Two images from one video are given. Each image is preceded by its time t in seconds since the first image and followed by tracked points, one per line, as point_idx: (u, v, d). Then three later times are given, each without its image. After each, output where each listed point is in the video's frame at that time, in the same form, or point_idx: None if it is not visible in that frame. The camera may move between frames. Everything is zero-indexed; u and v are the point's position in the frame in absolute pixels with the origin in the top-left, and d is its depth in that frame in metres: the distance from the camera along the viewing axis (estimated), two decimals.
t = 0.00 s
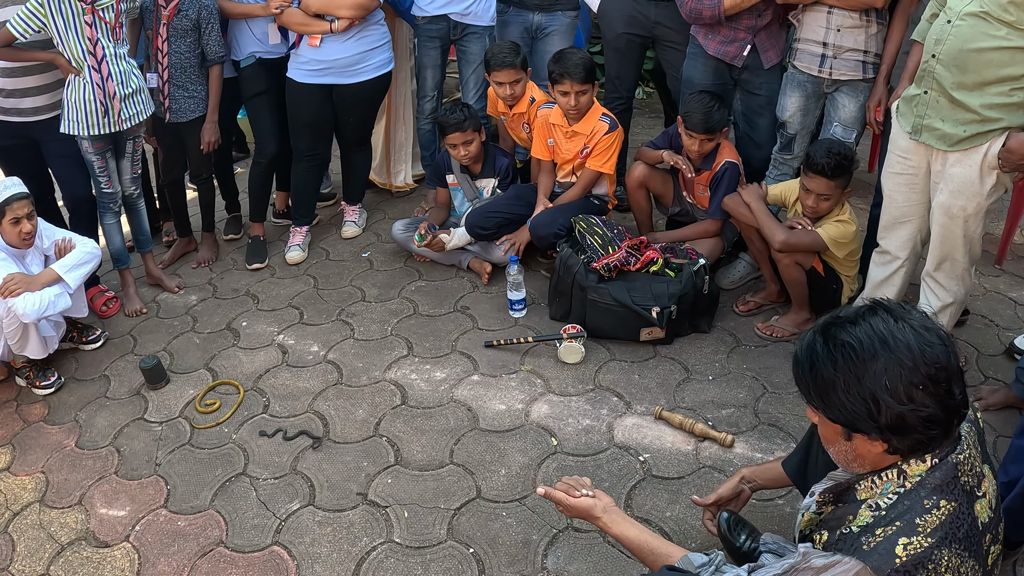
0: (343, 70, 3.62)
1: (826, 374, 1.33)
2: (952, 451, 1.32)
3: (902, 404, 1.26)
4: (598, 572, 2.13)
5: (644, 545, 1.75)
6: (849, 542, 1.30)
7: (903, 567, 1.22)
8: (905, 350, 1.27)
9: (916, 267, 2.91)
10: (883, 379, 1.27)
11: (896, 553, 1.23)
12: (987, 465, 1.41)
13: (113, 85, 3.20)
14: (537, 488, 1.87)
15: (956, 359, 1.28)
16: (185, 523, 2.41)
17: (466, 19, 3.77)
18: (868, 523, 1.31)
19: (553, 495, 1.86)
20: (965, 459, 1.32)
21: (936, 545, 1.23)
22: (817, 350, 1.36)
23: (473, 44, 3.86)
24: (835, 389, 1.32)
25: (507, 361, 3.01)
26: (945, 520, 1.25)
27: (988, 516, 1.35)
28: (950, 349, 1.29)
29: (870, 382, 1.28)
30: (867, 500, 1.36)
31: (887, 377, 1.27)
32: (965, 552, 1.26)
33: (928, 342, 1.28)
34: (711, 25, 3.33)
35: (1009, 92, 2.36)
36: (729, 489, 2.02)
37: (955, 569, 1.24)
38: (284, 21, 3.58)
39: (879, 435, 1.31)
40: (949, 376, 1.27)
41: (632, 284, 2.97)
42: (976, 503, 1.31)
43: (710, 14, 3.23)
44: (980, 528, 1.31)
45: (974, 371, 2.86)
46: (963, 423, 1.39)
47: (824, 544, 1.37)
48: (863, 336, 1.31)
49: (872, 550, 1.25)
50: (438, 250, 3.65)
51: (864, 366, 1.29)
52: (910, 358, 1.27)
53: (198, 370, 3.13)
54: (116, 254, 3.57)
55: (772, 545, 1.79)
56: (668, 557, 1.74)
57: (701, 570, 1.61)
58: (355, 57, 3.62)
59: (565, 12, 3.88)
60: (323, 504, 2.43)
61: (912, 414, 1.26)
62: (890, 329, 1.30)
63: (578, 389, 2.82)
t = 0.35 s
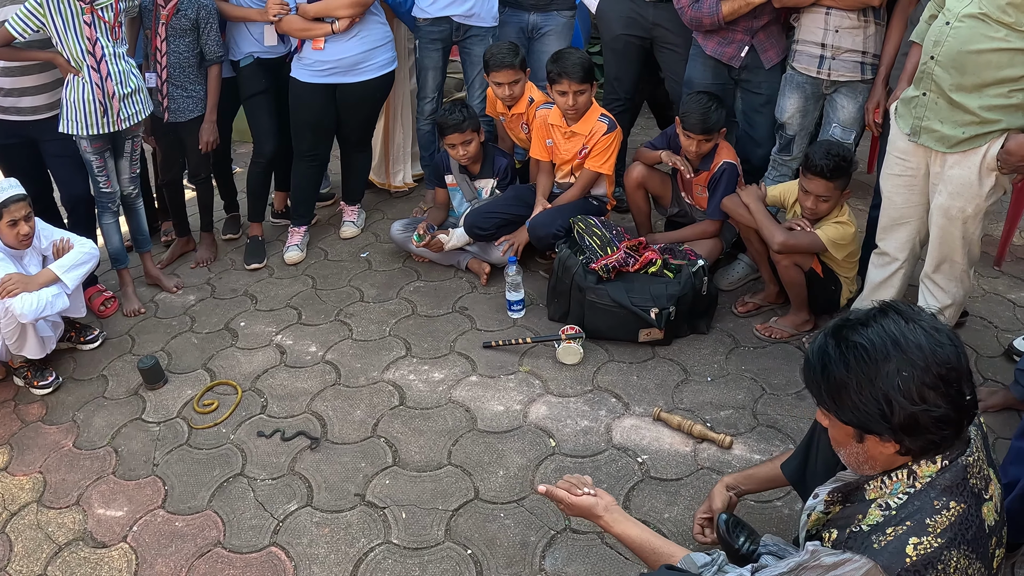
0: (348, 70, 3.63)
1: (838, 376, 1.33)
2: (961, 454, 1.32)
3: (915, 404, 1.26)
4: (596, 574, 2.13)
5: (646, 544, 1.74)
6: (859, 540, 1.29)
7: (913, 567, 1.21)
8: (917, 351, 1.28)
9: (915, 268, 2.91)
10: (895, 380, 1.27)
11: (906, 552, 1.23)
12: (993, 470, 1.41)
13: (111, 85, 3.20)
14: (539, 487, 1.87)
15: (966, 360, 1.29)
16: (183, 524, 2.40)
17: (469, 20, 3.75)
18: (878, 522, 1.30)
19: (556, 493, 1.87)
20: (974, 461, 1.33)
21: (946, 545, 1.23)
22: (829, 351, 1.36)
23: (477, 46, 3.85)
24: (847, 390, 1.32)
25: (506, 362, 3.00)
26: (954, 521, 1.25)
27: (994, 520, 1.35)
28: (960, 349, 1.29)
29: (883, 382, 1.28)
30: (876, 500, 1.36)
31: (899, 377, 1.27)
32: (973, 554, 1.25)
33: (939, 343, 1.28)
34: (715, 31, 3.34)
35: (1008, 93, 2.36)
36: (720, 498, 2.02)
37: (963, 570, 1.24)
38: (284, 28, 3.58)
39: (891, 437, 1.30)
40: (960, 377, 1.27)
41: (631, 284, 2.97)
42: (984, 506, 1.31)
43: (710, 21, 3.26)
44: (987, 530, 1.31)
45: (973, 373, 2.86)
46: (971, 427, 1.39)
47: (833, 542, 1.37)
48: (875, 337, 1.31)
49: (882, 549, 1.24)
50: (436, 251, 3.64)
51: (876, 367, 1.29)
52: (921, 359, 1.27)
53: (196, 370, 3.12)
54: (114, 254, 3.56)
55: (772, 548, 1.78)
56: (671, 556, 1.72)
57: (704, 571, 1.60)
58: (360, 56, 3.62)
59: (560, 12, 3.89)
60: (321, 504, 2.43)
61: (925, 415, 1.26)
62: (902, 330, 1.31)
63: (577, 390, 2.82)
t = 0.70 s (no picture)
0: (351, 68, 3.62)
1: (856, 368, 1.33)
2: (972, 451, 1.33)
3: (932, 397, 1.26)
4: (594, 573, 2.13)
5: (649, 543, 1.73)
6: (872, 534, 1.29)
7: (925, 561, 1.21)
8: (935, 345, 1.28)
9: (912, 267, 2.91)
10: (913, 372, 1.27)
11: (918, 547, 1.23)
12: (999, 469, 1.42)
13: (108, 83, 3.18)
14: (540, 485, 1.87)
15: (982, 355, 1.29)
16: (180, 524, 2.40)
17: (472, 20, 3.74)
18: (890, 516, 1.30)
19: (558, 491, 1.87)
20: (984, 459, 1.33)
21: (957, 541, 1.23)
22: (848, 343, 1.36)
23: (477, 45, 3.83)
24: (865, 382, 1.32)
25: (504, 360, 3.00)
26: (965, 517, 1.25)
27: (1001, 518, 1.35)
28: (977, 345, 1.30)
29: (901, 374, 1.28)
30: (888, 495, 1.36)
31: (917, 370, 1.27)
32: (982, 550, 1.26)
33: (957, 338, 1.29)
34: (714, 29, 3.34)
35: (1006, 92, 2.36)
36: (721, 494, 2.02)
37: (973, 567, 1.24)
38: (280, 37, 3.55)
39: (906, 430, 1.30)
40: (976, 371, 1.27)
41: (629, 283, 2.96)
42: (992, 503, 1.31)
43: (707, 21, 3.27)
44: (995, 528, 1.31)
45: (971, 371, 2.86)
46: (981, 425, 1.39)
47: (845, 536, 1.37)
48: (894, 330, 1.31)
49: (896, 542, 1.25)
50: (433, 249, 3.63)
51: (894, 359, 1.29)
52: (940, 352, 1.27)
53: (193, 369, 3.12)
54: (111, 253, 3.54)
55: (773, 545, 1.77)
56: (674, 555, 1.71)
57: (708, 569, 1.57)
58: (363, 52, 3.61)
59: (551, 10, 3.87)
60: (319, 504, 2.42)
61: (941, 408, 1.26)
62: (920, 324, 1.31)
63: (575, 389, 2.81)
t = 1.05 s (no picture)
0: (349, 66, 3.60)
1: (855, 367, 1.32)
2: (971, 452, 1.31)
3: (932, 397, 1.24)
4: (589, 574, 2.11)
5: (644, 543, 1.71)
6: (870, 536, 1.27)
7: (924, 564, 1.19)
8: (935, 344, 1.27)
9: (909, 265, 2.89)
10: (913, 372, 1.26)
11: (917, 549, 1.20)
12: (999, 471, 1.40)
13: (101, 82, 3.16)
14: (534, 485, 1.85)
15: (983, 355, 1.28)
16: (172, 524, 2.38)
17: (470, 19, 3.72)
18: (888, 517, 1.28)
19: (551, 490, 1.85)
20: (983, 460, 1.31)
21: (956, 543, 1.21)
22: (847, 342, 1.35)
23: (474, 44, 3.81)
24: (864, 382, 1.31)
25: (498, 359, 2.98)
26: (964, 520, 1.23)
27: (1000, 521, 1.33)
28: (977, 344, 1.29)
29: (901, 374, 1.27)
30: (886, 496, 1.34)
31: (918, 369, 1.26)
32: (980, 553, 1.24)
33: (957, 337, 1.28)
34: (695, 28, 3.32)
35: (1003, 89, 2.34)
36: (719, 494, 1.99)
37: (971, 570, 1.22)
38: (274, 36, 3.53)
39: (906, 430, 1.29)
40: (977, 371, 1.26)
41: (623, 282, 2.95)
42: (991, 505, 1.30)
43: (693, 20, 3.25)
44: (994, 531, 1.29)
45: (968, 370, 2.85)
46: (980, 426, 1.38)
47: (842, 537, 1.34)
48: (894, 329, 1.30)
49: (893, 544, 1.22)
50: (427, 248, 3.62)
51: (895, 358, 1.28)
52: (940, 352, 1.26)
53: (186, 368, 3.10)
54: (105, 252, 3.52)
55: (771, 545, 1.73)
56: (670, 556, 1.68)
57: (704, 570, 1.56)
58: (360, 51, 3.59)
59: (545, 11, 3.85)
60: (312, 504, 2.41)
61: (942, 408, 1.24)
62: (921, 323, 1.30)
63: (570, 388, 2.80)
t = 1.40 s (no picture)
0: (344, 64, 3.59)
1: (850, 368, 1.30)
2: (967, 453, 1.29)
3: (927, 398, 1.23)
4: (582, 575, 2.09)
5: (636, 545, 1.69)
6: (864, 539, 1.24)
7: (919, 567, 1.16)
8: (930, 345, 1.25)
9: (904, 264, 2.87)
10: (909, 373, 1.25)
11: (912, 552, 1.18)
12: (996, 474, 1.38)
13: (93, 80, 3.15)
14: (526, 485, 1.83)
15: (978, 356, 1.27)
16: (163, 525, 2.36)
17: (464, 16, 3.69)
18: (883, 520, 1.25)
19: (542, 490, 1.83)
20: (980, 462, 1.30)
21: (952, 546, 1.19)
22: (841, 343, 1.33)
23: (468, 42, 3.80)
24: (859, 383, 1.29)
25: (492, 359, 2.96)
26: (960, 522, 1.21)
27: (997, 524, 1.31)
28: (972, 345, 1.27)
29: (896, 375, 1.25)
30: (881, 499, 1.31)
31: (913, 370, 1.25)
32: (977, 557, 1.22)
33: (952, 337, 1.26)
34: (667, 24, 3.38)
35: (998, 86, 2.33)
36: (716, 497, 1.96)
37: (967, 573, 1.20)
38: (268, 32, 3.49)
39: (901, 432, 1.27)
40: (972, 372, 1.25)
41: (617, 281, 2.93)
42: (988, 508, 1.28)
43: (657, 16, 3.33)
44: (991, 534, 1.27)
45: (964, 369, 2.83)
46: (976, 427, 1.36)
47: (836, 540, 1.31)
48: (889, 329, 1.28)
49: (888, 547, 1.19)
50: (421, 248, 3.60)
51: (890, 359, 1.26)
52: (935, 353, 1.25)
53: (178, 368, 3.08)
54: (97, 251, 3.50)
55: (764, 546, 1.71)
56: (662, 558, 1.66)
57: (698, 573, 1.53)
58: (356, 48, 3.58)
59: (547, 13, 3.82)
60: (303, 504, 2.39)
61: (937, 410, 1.23)
62: (915, 323, 1.28)
63: (563, 388, 2.78)
